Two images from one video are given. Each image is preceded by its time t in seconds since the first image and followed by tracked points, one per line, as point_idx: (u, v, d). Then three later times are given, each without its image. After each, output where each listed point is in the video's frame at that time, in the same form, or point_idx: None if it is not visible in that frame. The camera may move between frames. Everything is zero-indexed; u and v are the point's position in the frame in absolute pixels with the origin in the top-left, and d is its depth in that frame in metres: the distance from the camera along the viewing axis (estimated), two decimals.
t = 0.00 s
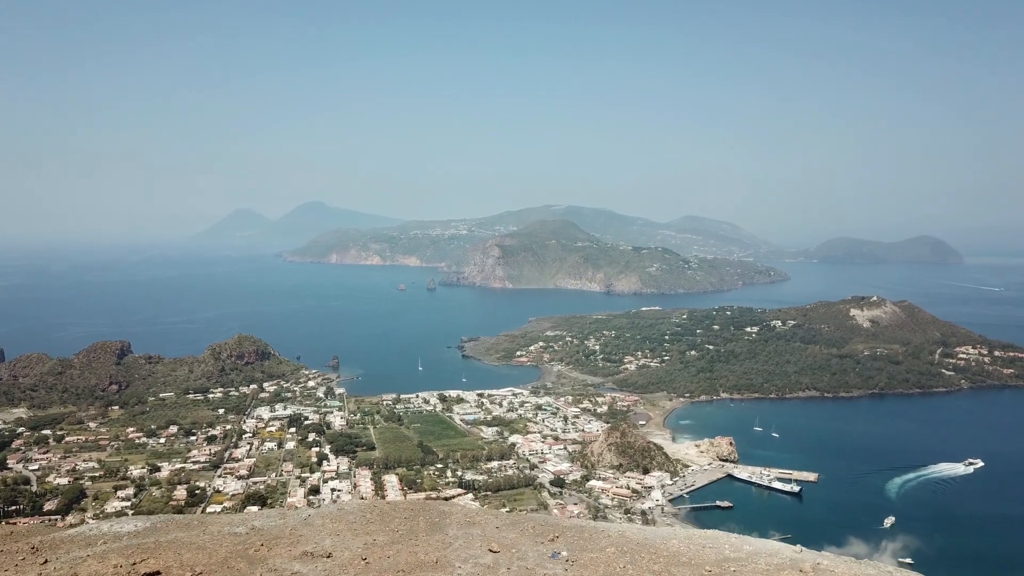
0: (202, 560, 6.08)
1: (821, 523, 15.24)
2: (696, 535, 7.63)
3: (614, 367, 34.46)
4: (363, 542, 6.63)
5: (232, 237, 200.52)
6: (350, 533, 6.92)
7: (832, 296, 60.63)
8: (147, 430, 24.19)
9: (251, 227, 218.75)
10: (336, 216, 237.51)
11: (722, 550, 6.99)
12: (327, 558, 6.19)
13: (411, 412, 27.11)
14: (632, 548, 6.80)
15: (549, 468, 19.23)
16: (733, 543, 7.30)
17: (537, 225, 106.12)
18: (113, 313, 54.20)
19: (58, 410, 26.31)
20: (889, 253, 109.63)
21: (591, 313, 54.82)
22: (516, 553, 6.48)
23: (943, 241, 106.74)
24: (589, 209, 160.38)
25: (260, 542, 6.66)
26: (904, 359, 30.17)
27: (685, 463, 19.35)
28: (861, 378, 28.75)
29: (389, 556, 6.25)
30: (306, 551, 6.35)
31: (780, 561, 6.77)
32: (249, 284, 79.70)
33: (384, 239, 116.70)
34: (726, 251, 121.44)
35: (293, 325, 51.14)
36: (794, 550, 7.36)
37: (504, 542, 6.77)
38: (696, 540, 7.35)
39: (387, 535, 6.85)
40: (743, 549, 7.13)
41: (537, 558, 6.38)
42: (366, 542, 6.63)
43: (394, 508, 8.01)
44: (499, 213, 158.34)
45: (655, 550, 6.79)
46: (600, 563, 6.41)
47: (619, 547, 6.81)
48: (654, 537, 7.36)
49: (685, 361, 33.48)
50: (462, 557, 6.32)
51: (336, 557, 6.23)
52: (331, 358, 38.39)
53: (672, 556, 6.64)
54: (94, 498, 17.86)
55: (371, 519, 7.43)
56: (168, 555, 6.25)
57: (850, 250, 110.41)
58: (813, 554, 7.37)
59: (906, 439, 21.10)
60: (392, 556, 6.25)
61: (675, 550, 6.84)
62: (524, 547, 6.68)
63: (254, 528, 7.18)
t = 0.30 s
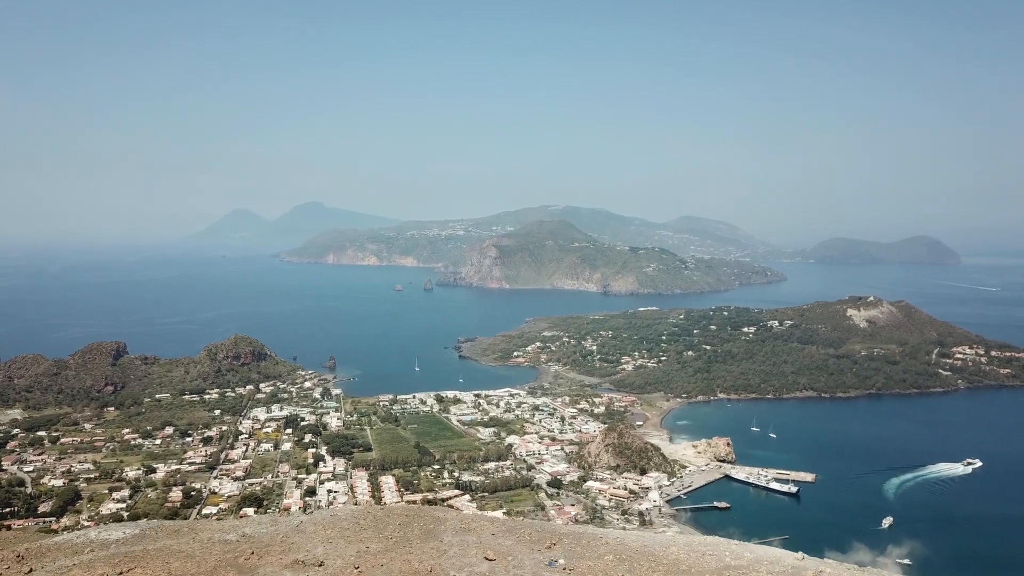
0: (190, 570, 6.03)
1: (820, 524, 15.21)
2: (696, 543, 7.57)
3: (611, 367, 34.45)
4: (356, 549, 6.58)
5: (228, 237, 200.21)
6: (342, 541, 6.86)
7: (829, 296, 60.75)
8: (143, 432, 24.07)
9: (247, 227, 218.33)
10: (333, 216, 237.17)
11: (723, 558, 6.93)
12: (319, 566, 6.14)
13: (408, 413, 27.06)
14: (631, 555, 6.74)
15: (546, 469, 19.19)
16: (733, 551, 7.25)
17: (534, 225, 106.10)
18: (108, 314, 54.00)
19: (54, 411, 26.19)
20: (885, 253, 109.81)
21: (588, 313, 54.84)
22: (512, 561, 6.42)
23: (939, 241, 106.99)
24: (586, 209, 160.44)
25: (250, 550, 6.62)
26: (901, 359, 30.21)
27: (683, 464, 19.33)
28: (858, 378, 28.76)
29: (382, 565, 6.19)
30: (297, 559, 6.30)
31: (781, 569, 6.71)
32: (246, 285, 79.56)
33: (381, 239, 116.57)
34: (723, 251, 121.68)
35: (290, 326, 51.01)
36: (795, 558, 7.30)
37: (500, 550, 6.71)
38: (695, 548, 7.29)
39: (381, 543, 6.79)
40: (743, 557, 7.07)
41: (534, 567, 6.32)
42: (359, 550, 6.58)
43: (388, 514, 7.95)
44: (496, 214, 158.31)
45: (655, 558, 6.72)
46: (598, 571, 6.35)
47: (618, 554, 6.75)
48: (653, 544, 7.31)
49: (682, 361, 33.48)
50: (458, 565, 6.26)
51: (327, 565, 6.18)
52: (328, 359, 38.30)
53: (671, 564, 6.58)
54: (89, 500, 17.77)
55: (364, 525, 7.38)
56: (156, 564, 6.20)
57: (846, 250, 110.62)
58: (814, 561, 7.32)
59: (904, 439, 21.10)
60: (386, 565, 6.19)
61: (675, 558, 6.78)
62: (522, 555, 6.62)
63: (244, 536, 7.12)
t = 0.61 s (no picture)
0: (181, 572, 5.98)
1: (819, 518, 15.21)
2: (699, 543, 7.49)
3: (610, 362, 34.38)
4: (351, 551, 6.53)
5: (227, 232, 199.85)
6: (338, 542, 6.81)
7: (828, 291, 60.69)
8: (141, 426, 24.04)
9: (245, 222, 217.94)
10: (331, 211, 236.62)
11: (725, 559, 6.86)
12: (314, 568, 6.09)
13: (407, 407, 27.03)
14: (631, 557, 6.68)
15: (545, 464, 19.16)
16: (736, 551, 7.20)
17: (532, 220, 105.96)
18: (106, 309, 53.88)
19: (52, 406, 26.13)
20: (884, 248, 109.70)
21: (587, 308, 54.78)
22: (510, 563, 6.37)
23: (938, 236, 106.89)
24: (584, 204, 160.26)
25: (243, 551, 6.57)
26: (900, 354, 30.19)
27: (682, 459, 19.31)
28: (857, 373, 28.75)
29: (378, 567, 6.14)
30: (291, 561, 6.25)
31: (784, 570, 6.63)
32: (244, 280, 79.43)
33: (380, 234, 116.34)
34: (722, 246, 121.59)
35: (288, 320, 50.94)
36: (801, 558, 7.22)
37: (498, 551, 6.67)
38: (697, 549, 7.22)
39: (376, 544, 6.74)
40: (746, 557, 7.00)
41: (533, 568, 6.28)
42: (354, 551, 6.53)
43: (385, 514, 7.89)
44: (494, 209, 158.05)
45: (655, 559, 6.66)
46: (597, 573, 6.30)
47: (618, 556, 6.70)
48: (655, 545, 7.24)
49: (681, 356, 33.45)
50: (455, 567, 6.22)
51: (322, 567, 6.12)
52: (327, 353, 38.25)
53: (673, 565, 6.52)
54: (87, 495, 17.72)
55: (360, 526, 7.34)
56: (147, 566, 6.16)
57: (845, 245, 110.59)
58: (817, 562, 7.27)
59: (903, 434, 21.08)
60: (382, 567, 6.13)
61: (677, 559, 6.71)
62: (520, 556, 6.58)
63: (238, 536, 7.08)
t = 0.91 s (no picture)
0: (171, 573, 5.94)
1: (816, 510, 15.22)
2: (700, 541, 7.47)
3: (608, 354, 34.37)
4: (345, 549, 6.48)
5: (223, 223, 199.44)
6: (332, 540, 6.77)
7: (825, 283, 60.77)
8: (139, 418, 24.00)
9: (242, 213, 217.24)
10: (328, 203, 235.91)
11: (726, 558, 6.84)
12: (307, 568, 6.04)
13: (405, 399, 27.02)
14: (630, 556, 6.64)
15: (543, 455, 19.16)
16: (737, 550, 7.18)
17: (530, 212, 105.74)
18: (103, 301, 53.72)
19: (48, 398, 26.06)
20: (881, 239, 109.70)
21: (585, 299, 54.76)
22: (507, 563, 6.34)
23: (935, 227, 106.94)
24: (582, 196, 159.97)
25: (234, 550, 6.52)
26: (897, 345, 30.22)
27: (680, 450, 19.31)
28: (855, 365, 28.77)
29: (372, 567, 6.09)
30: (283, 561, 6.20)
31: (785, 570, 6.60)
32: (241, 272, 79.24)
33: (377, 225, 116.06)
34: (720, 238, 121.64)
35: (286, 312, 50.85)
36: (802, 556, 7.19)
37: (495, 550, 6.63)
38: (697, 547, 7.20)
39: (370, 542, 6.69)
40: (747, 556, 6.96)
41: (529, 568, 6.24)
42: (348, 549, 6.49)
43: (380, 511, 7.84)
44: (492, 201, 157.71)
45: (655, 559, 6.63)
46: (595, 573, 6.26)
47: (617, 555, 6.67)
48: (654, 544, 7.21)
49: (678, 347, 33.46)
50: (450, 567, 6.18)
51: (315, 567, 6.07)
52: (325, 345, 38.21)
53: (672, 564, 6.49)
54: (84, 487, 17.69)
55: (354, 523, 7.30)
56: (136, 566, 6.11)
57: (842, 236, 110.63)
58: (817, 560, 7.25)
59: (900, 426, 21.10)
60: (376, 567, 6.09)
61: (676, 558, 6.68)
62: (517, 555, 6.55)
63: (230, 534, 7.03)
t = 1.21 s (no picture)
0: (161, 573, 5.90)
1: (815, 502, 15.20)
2: (699, 540, 7.43)
3: (606, 345, 34.33)
4: (339, 548, 6.44)
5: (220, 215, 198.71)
6: (325, 539, 6.72)
7: (824, 274, 60.75)
8: (136, 410, 23.93)
9: (239, 204, 216.43)
10: (325, 194, 235.11)
11: (727, 557, 6.81)
12: (299, 568, 6.00)
13: (403, 390, 27.01)
14: (629, 555, 6.61)
15: (541, 447, 19.14)
16: (738, 548, 7.15)
17: (528, 203, 105.50)
18: (100, 292, 53.54)
19: (45, 390, 26.00)
20: (879, 230, 109.63)
21: (583, 291, 54.67)
22: (504, 562, 6.29)
23: (934, 218, 106.83)
24: (580, 187, 159.58)
25: (226, 549, 6.48)
26: (895, 336, 30.23)
27: (677, 442, 19.31)
28: (853, 356, 28.79)
29: (366, 566, 6.04)
30: (275, 561, 6.15)
31: (788, 569, 6.59)
32: (239, 263, 79.08)
33: (375, 216, 115.70)
34: (719, 229, 121.60)
35: (284, 303, 50.73)
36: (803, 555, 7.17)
37: (491, 549, 6.58)
38: (697, 546, 7.17)
39: (365, 541, 6.64)
40: (748, 555, 6.94)
41: (527, 568, 6.19)
42: (342, 548, 6.44)
43: (375, 508, 7.79)
44: (490, 192, 157.29)
45: (655, 558, 6.60)
46: (593, 573, 6.23)
47: (616, 554, 6.63)
48: (653, 542, 7.18)
49: (677, 339, 33.46)
50: (446, 567, 6.12)
51: (308, 567, 6.03)
52: (322, 337, 38.12)
53: (672, 564, 6.47)
54: (82, 479, 17.64)
55: (348, 521, 7.24)
56: (125, 566, 6.07)
57: (841, 228, 110.56)
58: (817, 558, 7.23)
59: (898, 417, 21.12)
60: (370, 567, 6.04)
61: (676, 558, 6.64)
62: (514, 554, 6.50)
63: (221, 533, 6.97)
